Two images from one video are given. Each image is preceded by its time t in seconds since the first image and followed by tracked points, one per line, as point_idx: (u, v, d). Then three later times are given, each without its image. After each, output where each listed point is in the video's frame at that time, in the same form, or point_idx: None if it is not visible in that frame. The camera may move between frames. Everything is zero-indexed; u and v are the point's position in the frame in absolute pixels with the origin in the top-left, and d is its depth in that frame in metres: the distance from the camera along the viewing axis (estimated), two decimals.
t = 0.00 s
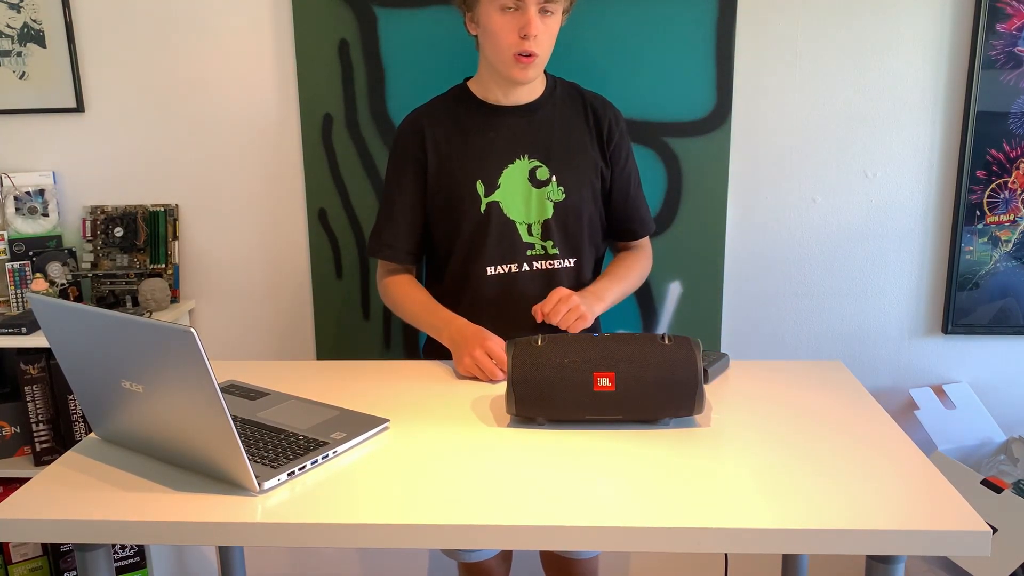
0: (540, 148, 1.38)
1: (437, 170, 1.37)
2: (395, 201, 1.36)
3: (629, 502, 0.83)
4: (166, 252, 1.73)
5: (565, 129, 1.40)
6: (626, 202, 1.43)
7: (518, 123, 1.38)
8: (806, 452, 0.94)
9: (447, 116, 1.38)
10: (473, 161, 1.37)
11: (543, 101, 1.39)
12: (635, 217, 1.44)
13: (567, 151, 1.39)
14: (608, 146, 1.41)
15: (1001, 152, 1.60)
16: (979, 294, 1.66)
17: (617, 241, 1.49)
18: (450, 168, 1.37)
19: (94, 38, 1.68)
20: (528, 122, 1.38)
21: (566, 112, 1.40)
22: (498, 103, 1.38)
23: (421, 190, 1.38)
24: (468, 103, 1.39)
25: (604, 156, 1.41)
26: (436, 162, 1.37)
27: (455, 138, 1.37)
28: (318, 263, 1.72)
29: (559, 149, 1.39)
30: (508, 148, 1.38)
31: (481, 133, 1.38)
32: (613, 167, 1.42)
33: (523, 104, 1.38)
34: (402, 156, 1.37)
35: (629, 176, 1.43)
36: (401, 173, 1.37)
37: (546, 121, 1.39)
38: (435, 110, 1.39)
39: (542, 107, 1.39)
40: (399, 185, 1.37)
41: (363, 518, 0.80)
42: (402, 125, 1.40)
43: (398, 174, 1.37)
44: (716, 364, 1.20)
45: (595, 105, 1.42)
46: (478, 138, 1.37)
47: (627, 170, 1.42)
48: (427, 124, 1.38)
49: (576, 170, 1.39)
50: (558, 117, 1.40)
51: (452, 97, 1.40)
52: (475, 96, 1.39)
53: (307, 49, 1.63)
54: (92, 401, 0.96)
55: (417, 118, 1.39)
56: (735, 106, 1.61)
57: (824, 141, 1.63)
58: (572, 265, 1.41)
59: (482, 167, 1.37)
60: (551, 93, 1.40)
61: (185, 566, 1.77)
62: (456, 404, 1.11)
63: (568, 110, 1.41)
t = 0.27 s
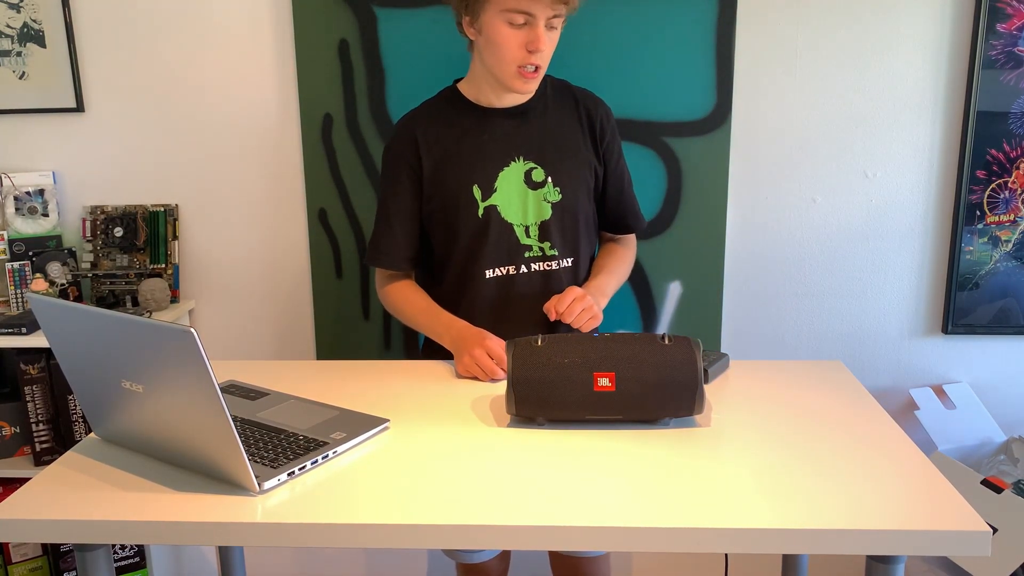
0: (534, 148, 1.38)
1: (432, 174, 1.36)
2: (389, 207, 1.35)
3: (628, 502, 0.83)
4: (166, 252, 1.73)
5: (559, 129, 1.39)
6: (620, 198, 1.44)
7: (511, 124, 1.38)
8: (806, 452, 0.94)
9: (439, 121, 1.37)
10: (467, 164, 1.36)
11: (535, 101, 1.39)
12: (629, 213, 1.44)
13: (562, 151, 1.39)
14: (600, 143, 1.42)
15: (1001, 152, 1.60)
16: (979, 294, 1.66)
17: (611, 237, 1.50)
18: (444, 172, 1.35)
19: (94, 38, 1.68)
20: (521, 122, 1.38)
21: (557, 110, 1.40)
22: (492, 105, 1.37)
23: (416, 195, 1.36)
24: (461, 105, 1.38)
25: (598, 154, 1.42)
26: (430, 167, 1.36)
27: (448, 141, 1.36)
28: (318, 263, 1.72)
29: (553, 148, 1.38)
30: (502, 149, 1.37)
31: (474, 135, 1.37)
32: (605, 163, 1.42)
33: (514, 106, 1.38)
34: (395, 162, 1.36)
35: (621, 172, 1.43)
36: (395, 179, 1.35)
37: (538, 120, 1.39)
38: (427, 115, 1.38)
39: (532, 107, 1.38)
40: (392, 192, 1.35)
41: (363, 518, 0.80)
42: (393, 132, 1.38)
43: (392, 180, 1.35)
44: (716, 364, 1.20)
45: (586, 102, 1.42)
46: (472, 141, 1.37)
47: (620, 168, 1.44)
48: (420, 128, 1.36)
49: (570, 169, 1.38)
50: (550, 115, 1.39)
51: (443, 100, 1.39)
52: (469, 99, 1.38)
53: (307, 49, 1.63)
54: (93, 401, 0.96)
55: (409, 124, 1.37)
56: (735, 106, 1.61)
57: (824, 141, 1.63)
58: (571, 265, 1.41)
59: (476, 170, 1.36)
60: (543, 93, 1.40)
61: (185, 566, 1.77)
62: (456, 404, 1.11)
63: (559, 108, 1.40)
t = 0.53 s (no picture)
0: (557, 153, 1.38)
1: (456, 176, 1.34)
2: (408, 208, 1.31)
3: (629, 502, 0.83)
4: (166, 252, 1.73)
5: (581, 134, 1.40)
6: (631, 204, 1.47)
7: (535, 128, 1.37)
8: (806, 452, 0.94)
9: (462, 121, 1.35)
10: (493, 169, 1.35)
11: (559, 106, 1.39)
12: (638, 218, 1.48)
13: (584, 156, 1.40)
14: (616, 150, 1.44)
15: (1001, 152, 1.60)
16: (979, 293, 1.66)
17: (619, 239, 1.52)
18: (468, 176, 1.34)
19: (94, 38, 1.68)
20: (545, 127, 1.38)
21: (577, 116, 1.41)
22: (515, 109, 1.37)
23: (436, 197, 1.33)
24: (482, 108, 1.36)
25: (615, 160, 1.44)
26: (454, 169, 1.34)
27: (472, 144, 1.34)
28: (318, 263, 1.72)
29: (574, 154, 1.39)
30: (527, 154, 1.37)
31: (499, 140, 1.36)
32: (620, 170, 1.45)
33: (536, 112, 1.38)
34: (417, 161, 1.32)
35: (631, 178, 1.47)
36: (416, 180, 1.31)
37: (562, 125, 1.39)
38: (448, 115, 1.35)
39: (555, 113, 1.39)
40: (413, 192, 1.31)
41: (363, 518, 0.80)
42: (413, 129, 1.35)
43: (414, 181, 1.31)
44: (715, 364, 1.20)
45: (604, 108, 1.44)
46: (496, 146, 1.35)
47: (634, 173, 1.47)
48: (445, 130, 1.34)
49: (592, 175, 1.40)
50: (572, 121, 1.40)
51: (468, 101, 1.37)
52: (492, 100, 1.36)
53: (307, 49, 1.63)
54: (92, 401, 0.96)
55: (432, 124, 1.34)
56: (735, 107, 1.61)
57: (824, 141, 1.62)
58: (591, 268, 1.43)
59: (501, 174, 1.35)
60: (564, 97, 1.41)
61: (185, 566, 1.77)
62: (456, 404, 1.11)
63: (580, 113, 1.41)
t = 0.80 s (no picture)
0: (617, 156, 1.32)
1: (512, 171, 1.29)
2: (463, 198, 1.27)
3: (629, 502, 0.83)
4: (166, 252, 1.73)
5: (640, 137, 1.34)
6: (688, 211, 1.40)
7: (596, 129, 1.32)
8: (805, 452, 0.94)
9: (522, 116, 1.30)
10: (550, 167, 1.30)
11: (621, 107, 1.33)
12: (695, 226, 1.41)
13: (642, 160, 1.33)
14: (679, 156, 1.37)
15: (1001, 152, 1.60)
16: (979, 293, 1.66)
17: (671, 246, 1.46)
18: (525, 172, 1.29)
19: (94, 38, 1.68)
20: (605, 128, 1.32)
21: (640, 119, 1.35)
22: (576, 108, 1.31)
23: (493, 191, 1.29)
24: (544, 106, 1.31)
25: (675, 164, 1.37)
26: (512, 165, 1.29)
27: (532, 140, 1.30)
28: (318, 263, 1.72)
29: (635, 158, 1.33)
30: (586, 154, 1.31)
31: (560, 138, 1.31)
32: (679, 175, 1.38)
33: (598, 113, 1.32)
34: (475, 154, 1.28)
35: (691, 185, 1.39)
36: (473, 172, 1.27)
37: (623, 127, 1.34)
38: (510, 108, 1.31)
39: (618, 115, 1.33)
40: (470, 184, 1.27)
41: (363, 518, 0.80)
42: (474, 120, 1.31)
43: (471, 172, 1.27)
44: (715, 364, 1.20)
45: (667, 112, 1.37)
46: (556, 143, 1.30)
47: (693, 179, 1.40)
48: (506, 123, 1.29)
49: (649, 179, 1.34)
50: (633, 123, 1.34)
51: (531, 98, 1.32)
52: (553, 96, 1.31)
53: (307, 49, 1.62)
54: (93, 401, 0.96)
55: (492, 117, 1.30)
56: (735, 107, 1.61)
57: (825, 141, 1.63)
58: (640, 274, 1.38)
59: (558, 173, 1.30)
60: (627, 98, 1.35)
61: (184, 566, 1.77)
62: (456, 404, 1.11)
63: (641, 115, 1.35)
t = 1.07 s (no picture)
0: (658, 157, 1.25)
1: (546, 165, 1.25)
2: (496, 187, 1.26)
3: (628, 502, 0.83)
4: (166, 252, 1.73)
5: (684, 140, 1.25)
6: (739, 219, 1.28)
7: (638, 130, 1.25)
8: (805, 452, 0.94)
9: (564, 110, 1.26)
10: (584, 164, 1.24)
11: (668, 107, 1.25)
12: (745, 236, 1.28)
13: (683, 164, 1.25)
14: (729, 161, 1.26)
15: (1001, 152, 1.60)
16: (979, 293, 1.66)
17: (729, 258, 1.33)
18: (560, 168, 1.25)
19: (94, 38, 1.68)
20: (647, 129, 1.25)
21: (688, 119, 1.26)
22: (619, 108, 1.25)
23: (527, 184, 1.26)
24: (587, 101, 1.26)
25: (722, 170, 1.26)
26: (547, 160, 1.25)
27: (569, 136, 1.25)
28: (319, 263, 1.72)
29: (676, 161, 1.25)
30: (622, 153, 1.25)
31: (597, 136, 1.25)
32: (728, 181, 1.26)
33: (643, 113, 1.25)
34: (512, 145, 1.26)
35: (745, 192, 1.27)
36: (508, 162, 1.26)
37: (667, 130, 1.26)
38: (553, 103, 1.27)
39: (662, 115, 1.25)
40: (504, 174, 1.26)
41: (362, 519, 0.80)
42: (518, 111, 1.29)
43: (505, 162, 1.26)
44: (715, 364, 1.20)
45: (721, 112, 1.26)
46: (594, 140, 1.25)
47: (749, 188, 1.27)
48: (544, 117, 1.26)
49: (688, 184, 1.25)
50: (679, 126, 1.25)
51: (575, 93, 1.27)
52: (598, 94, 1.26)
53: (307, 49, 1.62)
54: (92, 401, 0.96)
55: (534, 109, 1.27)
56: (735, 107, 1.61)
57: (826, 141, 1.63)
58: (673, 281, 1.28)
59: (591, 170, 1.24)
60: (676, 100, 1.26)
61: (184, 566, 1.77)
62: (456, 404, 1.11)
63: (689, 117, 1.26)
